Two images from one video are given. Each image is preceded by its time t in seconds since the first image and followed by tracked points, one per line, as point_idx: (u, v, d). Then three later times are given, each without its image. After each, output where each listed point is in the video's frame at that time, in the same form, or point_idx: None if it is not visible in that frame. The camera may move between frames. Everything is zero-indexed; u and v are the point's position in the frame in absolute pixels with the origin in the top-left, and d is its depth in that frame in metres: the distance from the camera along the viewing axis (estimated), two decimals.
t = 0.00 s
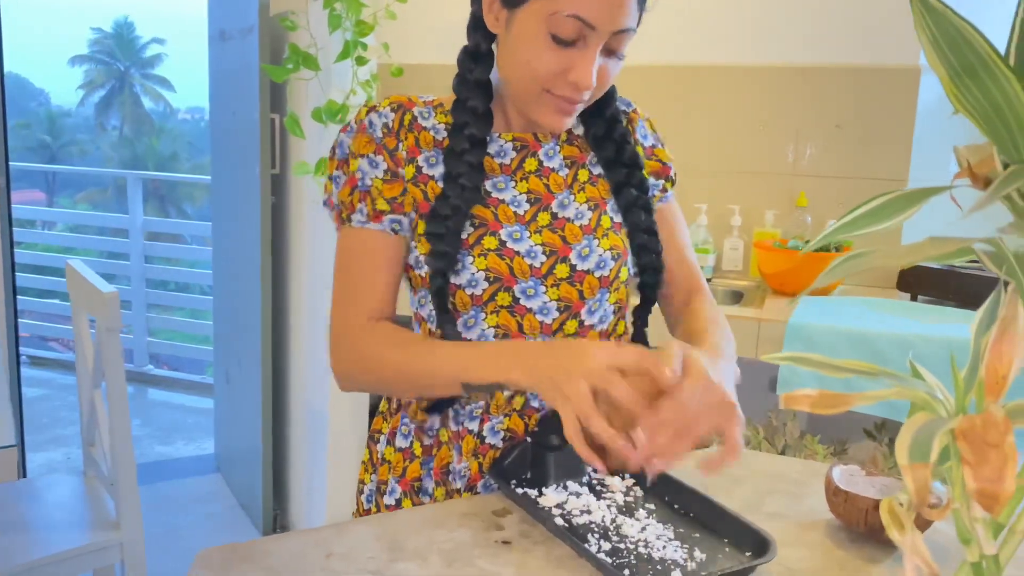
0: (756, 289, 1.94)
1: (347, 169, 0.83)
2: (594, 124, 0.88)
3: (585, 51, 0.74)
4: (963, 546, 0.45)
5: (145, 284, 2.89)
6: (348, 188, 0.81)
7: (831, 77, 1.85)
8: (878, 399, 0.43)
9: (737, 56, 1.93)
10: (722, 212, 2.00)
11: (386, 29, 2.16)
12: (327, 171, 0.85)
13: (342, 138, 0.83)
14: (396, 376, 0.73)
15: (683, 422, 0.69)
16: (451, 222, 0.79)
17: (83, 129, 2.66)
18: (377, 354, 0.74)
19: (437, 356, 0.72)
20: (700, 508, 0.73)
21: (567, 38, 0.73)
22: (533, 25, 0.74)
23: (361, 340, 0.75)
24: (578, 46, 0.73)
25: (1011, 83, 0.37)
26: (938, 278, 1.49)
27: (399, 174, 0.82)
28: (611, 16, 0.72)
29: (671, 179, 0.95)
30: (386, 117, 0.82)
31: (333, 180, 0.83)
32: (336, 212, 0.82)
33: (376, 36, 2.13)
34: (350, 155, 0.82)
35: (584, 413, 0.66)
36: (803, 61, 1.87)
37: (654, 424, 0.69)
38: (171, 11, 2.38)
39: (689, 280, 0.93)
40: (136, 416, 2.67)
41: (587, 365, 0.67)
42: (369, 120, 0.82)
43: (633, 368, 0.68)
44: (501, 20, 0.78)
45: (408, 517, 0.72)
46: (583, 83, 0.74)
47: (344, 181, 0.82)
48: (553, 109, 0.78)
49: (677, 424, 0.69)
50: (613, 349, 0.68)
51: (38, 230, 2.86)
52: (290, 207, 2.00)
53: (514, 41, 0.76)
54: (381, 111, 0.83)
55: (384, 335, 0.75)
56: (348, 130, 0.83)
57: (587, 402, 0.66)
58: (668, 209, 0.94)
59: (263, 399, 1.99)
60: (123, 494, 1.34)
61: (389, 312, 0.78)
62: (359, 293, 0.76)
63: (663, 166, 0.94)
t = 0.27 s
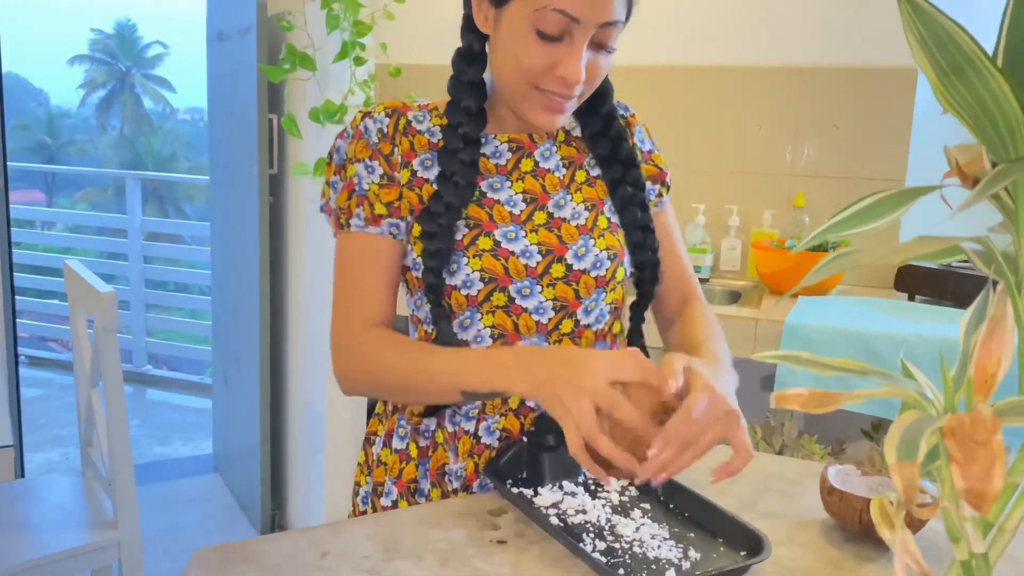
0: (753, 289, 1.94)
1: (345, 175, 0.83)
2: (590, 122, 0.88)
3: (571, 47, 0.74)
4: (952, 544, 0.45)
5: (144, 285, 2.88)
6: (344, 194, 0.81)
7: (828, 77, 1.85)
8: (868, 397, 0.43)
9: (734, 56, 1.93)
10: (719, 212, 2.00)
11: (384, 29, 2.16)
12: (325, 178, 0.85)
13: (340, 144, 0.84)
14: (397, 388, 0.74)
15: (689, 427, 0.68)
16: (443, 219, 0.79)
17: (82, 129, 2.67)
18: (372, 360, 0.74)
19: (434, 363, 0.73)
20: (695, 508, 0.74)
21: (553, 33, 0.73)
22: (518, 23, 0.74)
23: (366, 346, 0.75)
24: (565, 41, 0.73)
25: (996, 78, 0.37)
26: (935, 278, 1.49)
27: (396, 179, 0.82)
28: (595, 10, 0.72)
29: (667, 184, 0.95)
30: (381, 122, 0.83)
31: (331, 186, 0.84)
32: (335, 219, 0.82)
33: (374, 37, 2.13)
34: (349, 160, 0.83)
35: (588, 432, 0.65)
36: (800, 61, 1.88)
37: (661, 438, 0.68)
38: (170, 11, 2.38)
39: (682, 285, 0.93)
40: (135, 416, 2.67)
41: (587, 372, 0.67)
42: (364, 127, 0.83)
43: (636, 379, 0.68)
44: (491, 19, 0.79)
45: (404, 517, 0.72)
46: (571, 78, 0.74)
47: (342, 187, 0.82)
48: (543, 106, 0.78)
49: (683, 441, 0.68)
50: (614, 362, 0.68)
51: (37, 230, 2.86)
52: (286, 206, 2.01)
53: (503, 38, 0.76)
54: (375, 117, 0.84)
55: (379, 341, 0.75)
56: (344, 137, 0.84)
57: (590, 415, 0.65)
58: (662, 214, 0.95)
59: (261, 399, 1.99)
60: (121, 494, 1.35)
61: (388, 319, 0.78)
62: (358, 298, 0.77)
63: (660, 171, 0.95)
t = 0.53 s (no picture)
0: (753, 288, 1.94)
1: (350, 174, 0.83)
2: (599, 114, 0.88)
3: None
4: (953, 545, 0.45)
5: (144, 285, 2.88)
6: (349, 194, 0.81)
7: (828, 77, 1.85)
8: (869, 397, 0.43)
9: (734, 56, 1.93)
10: (719, 212, 2.00)
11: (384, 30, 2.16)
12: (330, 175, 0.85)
13: (348, 141, 0.83)
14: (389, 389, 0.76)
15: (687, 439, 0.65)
16: (454, 216, 0.79)
17: (82, 130, 2.67)
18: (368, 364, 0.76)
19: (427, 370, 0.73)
20: (695, 509, 0.74)
21: None
22: None
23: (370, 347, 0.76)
24: None
25: (999, 80, 0.37)
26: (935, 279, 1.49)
27: (400, 181, 0.82)
28: None
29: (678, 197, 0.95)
30: (391, 122, 0.83)
31: (336, 184, 0.83)
32: (337, 216, 0.82)
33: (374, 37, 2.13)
34: (354, 159, 0.82)
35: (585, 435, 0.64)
36: (800, 61, 1.88)
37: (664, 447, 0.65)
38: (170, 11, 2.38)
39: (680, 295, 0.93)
40: (134, 416, 2.67)
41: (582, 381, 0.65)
42: (373, 126, 0.83)
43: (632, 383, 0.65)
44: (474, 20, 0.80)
45: (403, 517, 0.72)
46: (544, 18, 0.73)
47: (347, 186, 0.82)
48: (540, 68, 0.77)
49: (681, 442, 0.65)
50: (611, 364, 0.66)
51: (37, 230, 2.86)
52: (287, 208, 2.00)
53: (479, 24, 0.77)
54: (386, 116, 0.84)
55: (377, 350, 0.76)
56: (353, 133, 0.84)
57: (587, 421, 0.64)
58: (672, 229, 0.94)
59: (261, 399, 1.99)
60: (120, 495, 1.35)
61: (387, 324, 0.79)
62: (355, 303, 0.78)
63: (671, 184, 0.94)
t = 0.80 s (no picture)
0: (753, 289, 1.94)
1: (348, 169, 0.82)
2: (605, 112, 0.88)
3: None
4: (952, 547, 0.45)
5: (143, 286, 2.87)
6: (345, 188, 0.81)
7: (828, 77, 1.85)
8: (869, 400, 0.43)
9: (734, 57, 1.94)
10: (719, 212, 2.01)
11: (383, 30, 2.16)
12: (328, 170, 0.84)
13: (348, 136, 0.83)
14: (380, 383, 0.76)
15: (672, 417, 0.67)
16: (453, 206, 0.79)
17: (82, 130, 2.67)
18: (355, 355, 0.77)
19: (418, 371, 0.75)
20: (694, 509, 0.74)
21: None
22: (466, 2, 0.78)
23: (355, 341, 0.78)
24: None
25: (998, 79, 0.37)
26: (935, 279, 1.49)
27: (398, 178, 0.82)
28: None
29: (685, 201, 0.95)
30: (393, 119, 0.83)
31: (333, 178, 0.83)
32: (334, 210, 0.82)
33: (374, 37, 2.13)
34: (353, 155, 0.82)
35: (570, 417, 0.67)
36: (799, 62, 1.88)
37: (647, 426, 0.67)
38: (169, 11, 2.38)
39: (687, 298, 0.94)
40: (134, 416, 2.66)
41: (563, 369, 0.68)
42: (375, 122, 0.83)
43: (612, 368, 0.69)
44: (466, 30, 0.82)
45: (402, 517, 0.72)
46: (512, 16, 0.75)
47: (344, 180, 0.82)
48: (523, 68, 0.77)
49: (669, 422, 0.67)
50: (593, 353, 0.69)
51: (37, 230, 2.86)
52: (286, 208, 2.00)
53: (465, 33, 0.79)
54: (388, 113, 0.83)
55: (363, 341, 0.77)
56: (354, 129, 0.83)
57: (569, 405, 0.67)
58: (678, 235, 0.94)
59: (261, 399, 1.99)
60: (119, 495, 1.35)
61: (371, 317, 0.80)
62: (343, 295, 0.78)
63: (679, 187, 0.94)
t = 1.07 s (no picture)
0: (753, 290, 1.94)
1: (346, 170, 0.82)
2: (602, 112, 0.88)
3: None
4: (954, 549, 0.44)
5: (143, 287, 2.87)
6: (343, 190, 0.81)
7: (829, 78, 1.85)
8: (868, 401, 0.43)
9: (734, 58, 1.94)
10: (718, 214, 2.01)
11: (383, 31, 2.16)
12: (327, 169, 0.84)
13: (347, 138, 0.83)
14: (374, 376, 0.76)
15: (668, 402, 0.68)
16: (454, 210, 0.79)
17: (82, 131, 2.68)
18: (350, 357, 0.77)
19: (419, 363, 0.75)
20: (695, 510, 0.73)
21: None
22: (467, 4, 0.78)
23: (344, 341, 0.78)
24: None
25: (999, 80, 0.37)
26: (936, 281, 1.49)
27: (398, 182, 0.81)
28: None
29: (688, 203, 0.94)
30: (394, 123, 0.83)
31: (331, 178, 0.83)
32: (332, 211, 0.82)
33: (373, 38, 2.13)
34: (351, 156, 0.82)
35: (569, 406, 0.67)
36: (799, 63, 1.88)
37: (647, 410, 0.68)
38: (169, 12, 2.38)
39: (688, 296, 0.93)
40: (133, 418, 2.66)
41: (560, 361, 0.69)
42: (375, 126, 0.83)
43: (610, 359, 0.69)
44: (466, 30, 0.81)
45: (402, 519, 0.72)
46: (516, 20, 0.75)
47: (342, 182, 0.82)
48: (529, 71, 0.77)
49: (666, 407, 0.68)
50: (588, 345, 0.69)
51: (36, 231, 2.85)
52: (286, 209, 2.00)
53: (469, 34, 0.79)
54: (389, 117, 0.83)
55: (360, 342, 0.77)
56: (353, 131, 0.84)
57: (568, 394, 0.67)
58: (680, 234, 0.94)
59: (261, 400, 1.99)
60: (119, 497, 1.34)
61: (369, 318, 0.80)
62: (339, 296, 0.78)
63: (683, 189, 0.94)
